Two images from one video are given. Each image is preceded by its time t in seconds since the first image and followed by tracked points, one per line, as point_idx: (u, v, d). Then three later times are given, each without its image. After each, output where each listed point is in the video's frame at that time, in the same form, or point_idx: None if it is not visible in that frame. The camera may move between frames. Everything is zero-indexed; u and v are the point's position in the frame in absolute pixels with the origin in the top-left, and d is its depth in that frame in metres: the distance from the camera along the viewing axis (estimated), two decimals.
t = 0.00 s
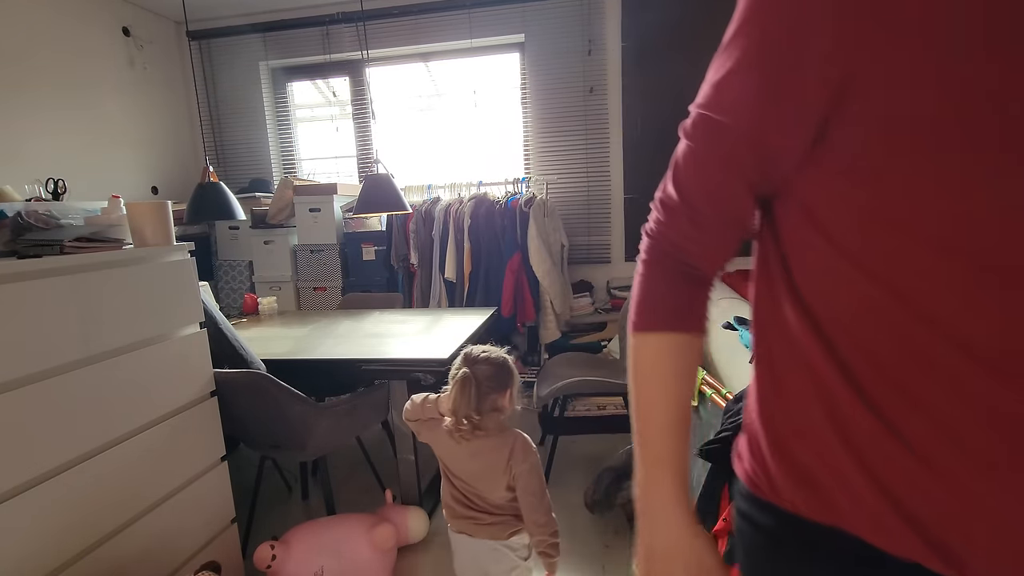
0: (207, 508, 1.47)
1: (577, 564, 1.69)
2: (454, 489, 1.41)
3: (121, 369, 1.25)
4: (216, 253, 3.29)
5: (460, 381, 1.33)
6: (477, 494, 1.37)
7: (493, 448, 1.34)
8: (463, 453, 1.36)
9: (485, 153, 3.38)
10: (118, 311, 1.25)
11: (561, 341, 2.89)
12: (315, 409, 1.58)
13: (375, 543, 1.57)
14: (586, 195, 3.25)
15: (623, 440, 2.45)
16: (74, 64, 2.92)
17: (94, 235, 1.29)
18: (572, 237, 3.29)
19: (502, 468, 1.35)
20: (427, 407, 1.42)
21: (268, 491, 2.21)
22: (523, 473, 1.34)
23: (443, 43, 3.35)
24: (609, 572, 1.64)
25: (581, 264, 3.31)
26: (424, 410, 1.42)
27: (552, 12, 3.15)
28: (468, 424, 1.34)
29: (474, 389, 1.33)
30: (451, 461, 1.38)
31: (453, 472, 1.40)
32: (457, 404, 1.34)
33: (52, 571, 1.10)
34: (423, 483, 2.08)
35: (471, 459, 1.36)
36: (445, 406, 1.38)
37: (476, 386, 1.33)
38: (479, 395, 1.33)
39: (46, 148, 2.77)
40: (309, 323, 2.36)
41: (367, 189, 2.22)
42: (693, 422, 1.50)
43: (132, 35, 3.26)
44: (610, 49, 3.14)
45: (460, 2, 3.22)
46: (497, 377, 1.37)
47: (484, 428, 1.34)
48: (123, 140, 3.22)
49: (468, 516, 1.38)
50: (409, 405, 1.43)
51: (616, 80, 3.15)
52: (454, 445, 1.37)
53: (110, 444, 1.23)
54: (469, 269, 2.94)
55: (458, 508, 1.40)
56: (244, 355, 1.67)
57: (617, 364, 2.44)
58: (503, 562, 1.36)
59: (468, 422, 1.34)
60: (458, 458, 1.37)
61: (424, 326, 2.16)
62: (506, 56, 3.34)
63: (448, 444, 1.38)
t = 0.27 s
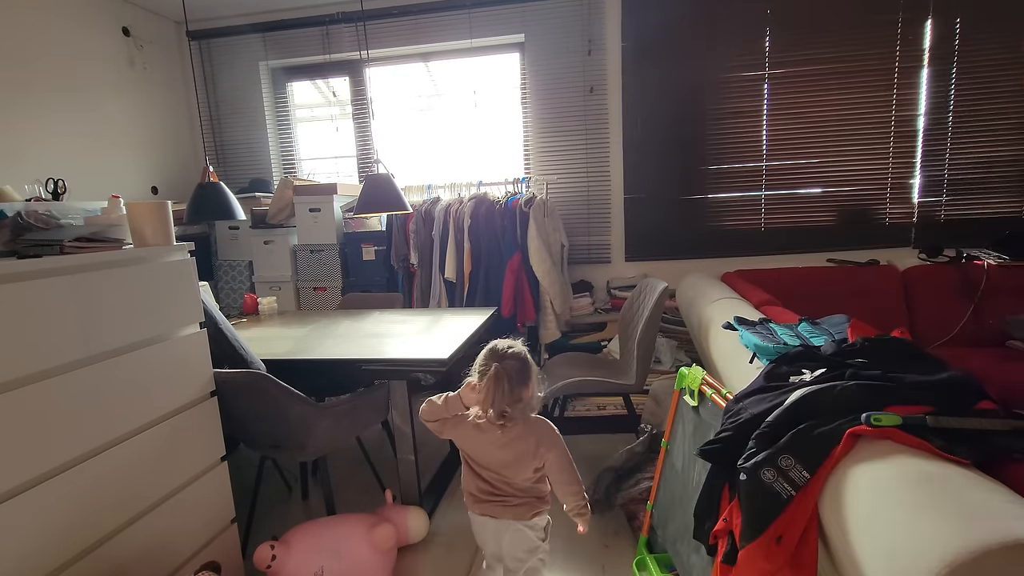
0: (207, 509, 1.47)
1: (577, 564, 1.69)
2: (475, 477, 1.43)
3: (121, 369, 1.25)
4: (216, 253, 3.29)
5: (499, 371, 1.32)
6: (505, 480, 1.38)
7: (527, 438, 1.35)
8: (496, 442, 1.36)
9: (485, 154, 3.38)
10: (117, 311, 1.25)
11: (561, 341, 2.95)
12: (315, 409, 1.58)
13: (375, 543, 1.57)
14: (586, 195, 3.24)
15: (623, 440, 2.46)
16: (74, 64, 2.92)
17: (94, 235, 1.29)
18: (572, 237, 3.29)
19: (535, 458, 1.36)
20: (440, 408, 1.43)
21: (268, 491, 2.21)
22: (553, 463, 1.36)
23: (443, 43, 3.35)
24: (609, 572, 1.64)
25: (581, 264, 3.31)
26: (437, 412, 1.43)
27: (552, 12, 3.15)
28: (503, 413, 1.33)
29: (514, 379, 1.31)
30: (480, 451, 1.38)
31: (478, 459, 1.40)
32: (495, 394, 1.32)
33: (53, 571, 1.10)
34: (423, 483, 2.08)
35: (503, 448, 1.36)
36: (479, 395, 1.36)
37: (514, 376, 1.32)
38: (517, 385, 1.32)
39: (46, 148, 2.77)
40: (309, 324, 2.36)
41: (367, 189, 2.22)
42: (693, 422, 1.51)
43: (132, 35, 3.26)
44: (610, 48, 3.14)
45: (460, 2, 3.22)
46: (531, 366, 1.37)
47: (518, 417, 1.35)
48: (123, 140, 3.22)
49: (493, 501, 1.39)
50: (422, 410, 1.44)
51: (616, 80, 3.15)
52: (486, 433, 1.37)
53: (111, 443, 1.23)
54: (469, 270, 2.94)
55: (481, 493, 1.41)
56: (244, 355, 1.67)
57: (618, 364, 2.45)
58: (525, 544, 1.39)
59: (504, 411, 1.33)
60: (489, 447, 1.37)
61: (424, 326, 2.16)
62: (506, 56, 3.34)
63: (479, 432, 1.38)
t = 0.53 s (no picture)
0: (207, 509, 1.47)
1: (577, 564, 1.70)
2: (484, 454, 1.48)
3: (121, 369, 1.25)
4: (217, 253, 3.29)
5: (508, 350, 1.41)
6: (513, 452, 1.45)
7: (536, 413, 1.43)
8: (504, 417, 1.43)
9: (485, 154, 3.39)
10: (117, 311, 1.25)
11: (561, 340, 2.92)
12: (315, 409, 1.58)
13: (375, 543, 1.57)
14: (586, 195, 3.24)
15: (623, 440, 2.46)
16: (74, 64, 2.92)
17: (94, 235, 1.29)
18: (572, 237, 3.29)
19: (541, 430, 1.45)
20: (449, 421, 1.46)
21: (268, 491, 2.21)
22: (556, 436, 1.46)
23: (443, 43, 3.35)
24: (609, 572, 1.64)
25: (581, 264, 3.31)
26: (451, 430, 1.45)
27: (553, 12, 3.15)
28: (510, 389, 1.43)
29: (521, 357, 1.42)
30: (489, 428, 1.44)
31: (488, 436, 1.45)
32: (503, 370, 1.41)
33: (53, 571, 1.10)
34: (423, 483, 2.08)
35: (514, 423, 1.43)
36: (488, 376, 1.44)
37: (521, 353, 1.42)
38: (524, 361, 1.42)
39: (46, 149, 2.77)
40: (310, 324, 2.36)
41: (367, 190, 2.22)
42: (693, 422, 1.51)
43: (132, 35, 3.26)
44: (610, 48, 3.14)
45: (460, 2, 3.22)
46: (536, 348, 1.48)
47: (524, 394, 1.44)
48: (123, 140, 3.22)
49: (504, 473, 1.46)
50: (445, 442, 1.43)
51: (616, 80, 3.15)
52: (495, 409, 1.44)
53: (111, 443, 1.23)
54: (469, 270, 2.95)
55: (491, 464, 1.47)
56: (244, 355, 1.67)
57: (618, 364, 2.45)
58: (534, 509, 1.46)
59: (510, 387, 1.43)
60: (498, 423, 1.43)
61: (424, 326, 2.16)
62: (506, 56, 3.34)
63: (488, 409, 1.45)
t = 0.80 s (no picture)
0: (207, 509, 1.47)
1: (577, 564, 1.69)
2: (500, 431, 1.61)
3: (121, 369, 1.25)
4: (217, 253, 3.29)
5: (529, 335, 1.57)
6: (530, 430, 1.58)
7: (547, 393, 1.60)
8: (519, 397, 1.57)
9: (485, 154, 3.39)
10: (117, 311, 1.25)
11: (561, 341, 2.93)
12: (315, 409, 1.58)
13: (375, 543, 1.56)
14: (586, 195, 3.24)
15: (623, 440, 2.46)
16: (74, 64, 2.92)
17: (94, 235, 1.29)
18: (572, 237, 3.29)
19: (552, 408, 1.61)
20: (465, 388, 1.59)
21: (268, 491, 2.21)
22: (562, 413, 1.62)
23: (443, 43, 3.35)
24: (609, 572, 1.64)
25: (581, 264, 3.31)
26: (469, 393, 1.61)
27: (553, 12, 3.15)
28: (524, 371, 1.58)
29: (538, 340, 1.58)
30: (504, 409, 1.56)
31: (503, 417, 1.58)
32: (521, 353, 1.56)
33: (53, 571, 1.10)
34: (423, 483, 2.08)
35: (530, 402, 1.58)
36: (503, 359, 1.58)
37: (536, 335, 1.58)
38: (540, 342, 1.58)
39: (46, 149, 2.77)
40: (310, 324, 2.36)
41: (367, 189, 2.22)
42: (693, 422, 1.51)
43: (132, 35, 3.26)
44: (610, 48, 3.14)
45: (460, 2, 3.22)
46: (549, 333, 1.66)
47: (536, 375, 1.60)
48: (123, 140, 3.22)
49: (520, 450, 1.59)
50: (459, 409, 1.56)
51: (616, 80, 3.15)
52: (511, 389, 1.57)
53: (111, 443, 1.23)
54: (469, 269, 2.95)
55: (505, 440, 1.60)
56: (244, 355, 1.67)
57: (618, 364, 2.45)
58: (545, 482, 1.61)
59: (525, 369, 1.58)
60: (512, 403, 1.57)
61: (424, 326, 2.17)
62: (506, 56, 3.34)
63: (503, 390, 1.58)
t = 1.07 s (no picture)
0: (207, 509, 1.47)
1: (577, 563, 1.69)
2: (517, 410, 1.72)
3: (121, 369, 1.25)
4: (216, 253, 3.29)
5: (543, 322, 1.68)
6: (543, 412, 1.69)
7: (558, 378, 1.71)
8: (534, 378, 1.68)
9: (485, 154, 3.39)
10: (118, 311, 1.25)
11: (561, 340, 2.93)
12: (315, 409, 1.58)
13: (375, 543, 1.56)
14: (586, 195, 3.24)
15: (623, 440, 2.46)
16: (74, 64, 2.92)
17: (94, 235, 1.29)
18: (572, 237, 3.29)
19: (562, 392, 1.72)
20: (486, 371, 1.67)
21: (268, 490, 2.21)
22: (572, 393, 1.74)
23: (443, 43, 3.35)
24: (609, 572, 1.64)
25: (581, 264, 3.31)
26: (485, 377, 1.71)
27: (553, 12, 3.15)
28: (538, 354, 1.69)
29: (550, 326, 1.69)
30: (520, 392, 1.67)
31: (518, 398, 1.69)
32: (536, 339, 1.68)
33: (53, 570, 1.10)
34: (423, 483, 2.08)
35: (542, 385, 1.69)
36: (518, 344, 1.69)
37: (548, 321, 1.70)
38: (552, 327, 1.69)
39: (46, 149, 2.77)
40: (310, 324, 2.36)
41: (367, 189, 2.22)
42: (693, 422, 1.50)
43: (132, 34, 3.26)
44: (610, 48, 3.14)
45: (460, 2, 3.22)
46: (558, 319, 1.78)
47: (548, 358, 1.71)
48: (123, 140, 3.22)
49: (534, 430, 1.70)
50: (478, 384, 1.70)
51: (616, 80, 3.15)
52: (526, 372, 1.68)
53: (111, 443, 1.23)
54: (469, 269, 2.95)
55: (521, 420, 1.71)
56: (244, 355, 1.67)
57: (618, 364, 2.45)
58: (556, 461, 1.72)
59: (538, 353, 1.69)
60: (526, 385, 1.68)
61: (424, 326, 2.17)
62: (506, 56, 3.35)
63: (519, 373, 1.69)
